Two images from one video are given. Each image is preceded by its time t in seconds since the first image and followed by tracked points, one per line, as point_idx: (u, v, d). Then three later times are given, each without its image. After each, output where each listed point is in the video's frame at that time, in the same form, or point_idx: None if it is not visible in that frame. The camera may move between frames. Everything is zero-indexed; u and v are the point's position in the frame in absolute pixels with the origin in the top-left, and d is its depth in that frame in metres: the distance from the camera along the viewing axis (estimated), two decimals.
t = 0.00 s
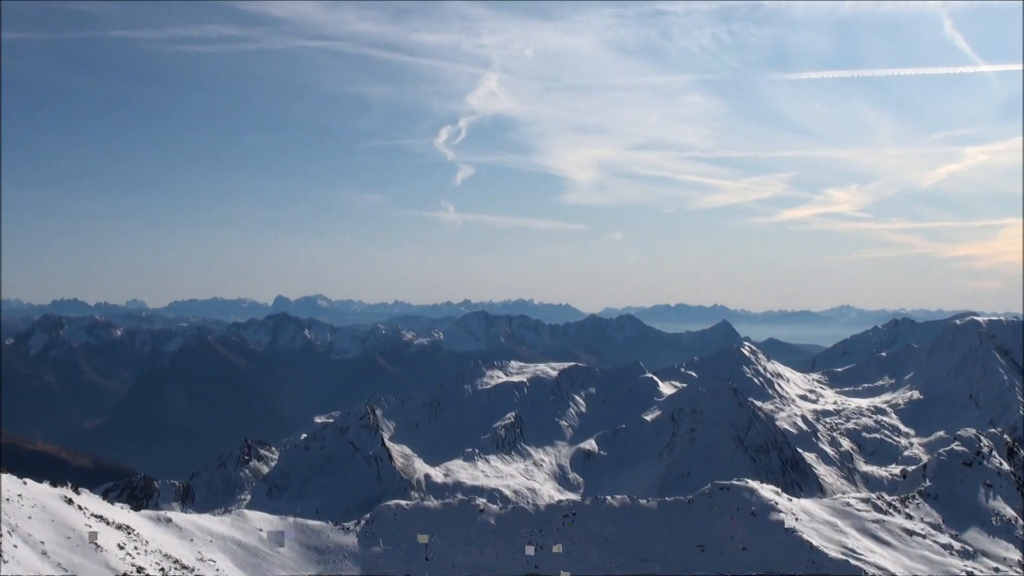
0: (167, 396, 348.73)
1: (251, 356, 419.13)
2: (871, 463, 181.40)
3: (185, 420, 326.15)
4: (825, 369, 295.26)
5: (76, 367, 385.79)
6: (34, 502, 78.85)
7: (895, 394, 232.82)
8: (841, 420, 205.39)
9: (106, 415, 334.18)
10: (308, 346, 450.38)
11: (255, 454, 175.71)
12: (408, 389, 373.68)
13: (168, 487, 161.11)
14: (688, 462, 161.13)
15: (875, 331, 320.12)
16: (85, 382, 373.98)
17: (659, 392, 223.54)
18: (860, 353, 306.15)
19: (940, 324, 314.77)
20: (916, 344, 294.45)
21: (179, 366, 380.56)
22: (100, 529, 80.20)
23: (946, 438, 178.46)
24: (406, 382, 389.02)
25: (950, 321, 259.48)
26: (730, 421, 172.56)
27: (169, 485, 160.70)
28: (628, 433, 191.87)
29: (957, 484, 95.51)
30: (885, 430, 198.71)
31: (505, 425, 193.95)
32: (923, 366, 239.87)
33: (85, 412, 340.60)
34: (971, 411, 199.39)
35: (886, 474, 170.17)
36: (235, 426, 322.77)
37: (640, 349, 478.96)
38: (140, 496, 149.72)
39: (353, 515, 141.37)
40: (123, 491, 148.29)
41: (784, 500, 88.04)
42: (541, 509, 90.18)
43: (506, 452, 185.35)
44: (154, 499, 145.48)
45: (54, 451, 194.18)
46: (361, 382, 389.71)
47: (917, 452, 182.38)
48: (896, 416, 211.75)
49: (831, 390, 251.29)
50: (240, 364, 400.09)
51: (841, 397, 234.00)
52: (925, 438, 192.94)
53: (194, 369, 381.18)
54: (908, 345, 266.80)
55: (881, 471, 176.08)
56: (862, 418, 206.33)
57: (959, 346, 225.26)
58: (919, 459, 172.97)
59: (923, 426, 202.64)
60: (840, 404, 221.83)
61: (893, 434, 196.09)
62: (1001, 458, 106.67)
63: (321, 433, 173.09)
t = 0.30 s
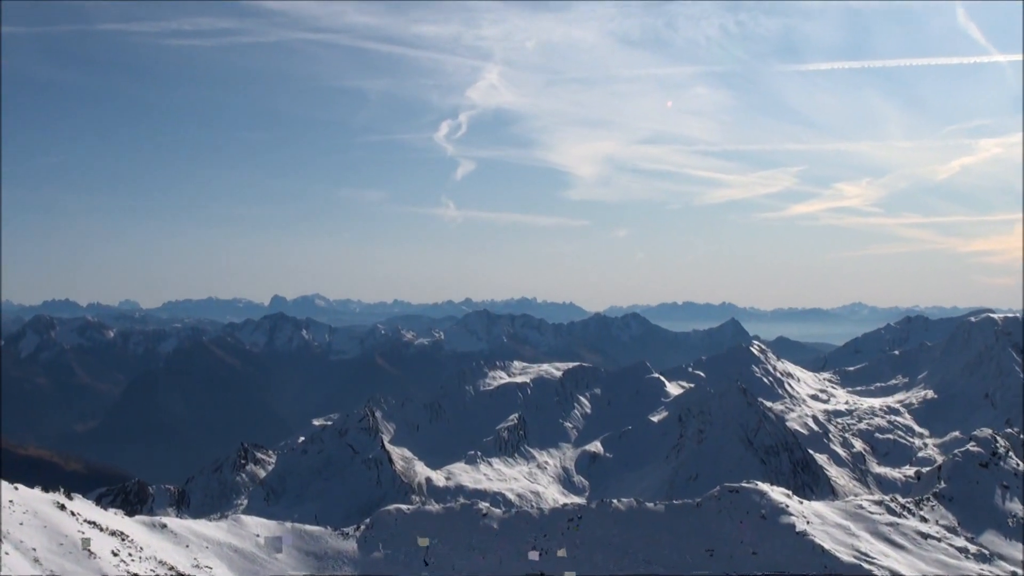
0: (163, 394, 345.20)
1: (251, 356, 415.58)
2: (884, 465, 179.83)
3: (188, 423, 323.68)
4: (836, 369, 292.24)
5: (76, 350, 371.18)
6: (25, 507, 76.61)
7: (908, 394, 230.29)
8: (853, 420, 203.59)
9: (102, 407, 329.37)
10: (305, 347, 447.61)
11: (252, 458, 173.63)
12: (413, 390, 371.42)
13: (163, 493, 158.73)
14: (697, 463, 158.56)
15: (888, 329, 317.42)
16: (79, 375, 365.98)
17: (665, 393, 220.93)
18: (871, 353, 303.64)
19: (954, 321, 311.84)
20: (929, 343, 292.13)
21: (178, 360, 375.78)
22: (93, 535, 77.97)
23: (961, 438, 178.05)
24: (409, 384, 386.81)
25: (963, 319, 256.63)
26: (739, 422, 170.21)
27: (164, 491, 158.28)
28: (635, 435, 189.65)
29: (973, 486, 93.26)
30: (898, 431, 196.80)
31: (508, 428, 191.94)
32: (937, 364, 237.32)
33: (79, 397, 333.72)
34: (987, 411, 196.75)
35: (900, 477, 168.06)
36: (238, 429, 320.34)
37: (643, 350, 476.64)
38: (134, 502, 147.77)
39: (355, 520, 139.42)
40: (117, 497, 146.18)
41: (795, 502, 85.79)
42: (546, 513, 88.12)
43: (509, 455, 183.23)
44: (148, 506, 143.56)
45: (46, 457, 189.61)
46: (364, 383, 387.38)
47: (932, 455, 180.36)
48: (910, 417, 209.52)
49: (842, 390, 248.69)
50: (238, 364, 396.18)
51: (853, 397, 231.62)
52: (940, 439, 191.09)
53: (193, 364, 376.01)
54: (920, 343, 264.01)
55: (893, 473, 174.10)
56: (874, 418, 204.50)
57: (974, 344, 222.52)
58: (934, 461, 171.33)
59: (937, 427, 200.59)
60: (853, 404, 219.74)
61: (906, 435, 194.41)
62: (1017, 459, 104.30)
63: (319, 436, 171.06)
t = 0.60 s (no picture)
0: (158, 397, 342.45)
1: (247, 359, 413.87)
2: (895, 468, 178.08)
3: (189, 424, 321.89)
4: (846, 368, 289.63)
5: (68, 360, 370.88)
6: (15, 511, 74.58)
7: (920, 394, 227.97)
8: (864, 421, 201.60)
9: (99, 412, 328.09)
10: (301, 348, 444.99)
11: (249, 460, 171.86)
12: (417, 391, 369.21)
13: (157, 495, 156.79)
14: (704, 466, 156.43)
15: (900, 327, 314.51)
16: (72, 378, 361.74)
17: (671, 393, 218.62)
18: (881, 352, 300.94)
19: (966, 320, 309.39)
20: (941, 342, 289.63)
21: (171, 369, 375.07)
22: (85, 541, 75.96)
23: (975, 440, 176.65)
24: (412, 385, 384.93)
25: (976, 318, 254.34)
26: (748, 423, 167.97)
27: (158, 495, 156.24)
28: (639, 437, 187.66)
29: (987, 488, 91.19)
30: (910, 432, 194.89)
31: (509, 430, 190.07)
32: (950, 363, 235.08)
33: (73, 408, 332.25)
34: (1001, 411, 194.40)
35: (911, 479, 166.08)
36: (240, 429, 318.50)
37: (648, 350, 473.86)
38: (128, 506, 145.99)
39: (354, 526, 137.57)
40: (110, 502, 144.41)
41: (804, 506, 83.78)
42: (549, 517, 86.19)
43: (511, 458, 181.36)
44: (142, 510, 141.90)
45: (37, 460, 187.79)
46: (367, 384, 385.31)
47: (945, 456, 178.34)
48: (923, 418, 207.50)
49: (852, 390, 246.42)
50: (234, 367, 394.00)
51: (863, 397, 229.45)
52: (953, 441, 189.22)
53: (189, 372, 374.85)
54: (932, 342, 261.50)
55: (905, 475, 172.05)
56: (885, 419, 202.53)
57: (987, 344, 220.00)
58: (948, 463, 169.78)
59: (950, 427, 198.57)
60: (863, 405, 217.74)
61: (918, 437, 192.63)
62: None
63: (317, 438, 169.16)
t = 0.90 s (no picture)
0: (157, 395, 337.24)
1: (243, 361, 409.89)
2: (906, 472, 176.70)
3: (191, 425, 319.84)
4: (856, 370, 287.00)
5: (65, 349, 361.19)
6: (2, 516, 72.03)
7: (932, 396, 225.87)
8: (875, 424, 199.90)
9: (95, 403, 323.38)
10: (296, 349, 441.64)
11: (243, 463, 169.63)
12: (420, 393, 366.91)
13: (149, 501, 154.67)
14: (711, 470, 154.31)
15: (911, 328, 312.43)
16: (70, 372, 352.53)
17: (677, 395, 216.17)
18: (892, 354, 298.94)
19: (980, 320, 306.58)
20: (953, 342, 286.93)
21: (165, 361, 369.66)
22: (74, 547, 73.54)
23: (989, 444, 175.48)
24: (414, 387, 382.68)
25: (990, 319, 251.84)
26: (754, 427, 165.86)
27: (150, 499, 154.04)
28: (643, 441, 185.45)
29: (1000, 494, 88.95)
30: (922, 436, 193.30)
31: (511, 433, 187.80)
32: (963, 364, 232.67)
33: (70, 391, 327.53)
34: (1014, 414, 192.28)
35: (922, 484, 164.71)
36: (242, 433, 316.61)
37: (651, 353, 471.80)
38: (118, 512, 143.99)
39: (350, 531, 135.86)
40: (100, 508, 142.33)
41: (813, 511, 81.51)
42: (551, 523, 84.01)
43: (512, 462, 179.33)
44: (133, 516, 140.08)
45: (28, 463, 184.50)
46: (369, 385, 383.09)
47: (958, 461, 178.56)
48: (934, 420, 206.02)
49: (862, 392, 244.15)
50: (229, 370, 388.73)
51: (873, 400, 227.43)
52: (967, 444, 187.57)
53: (189, 368, 370.82)
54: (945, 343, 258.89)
55: (916, 480, 170.83)
56: (896, 421, 200.97)
57: (1000, 345, 217.49)
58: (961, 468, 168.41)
59: (964, 430, 196.67)
60: (874, 407, 215.94)
61: (930, 440, 191.13)
62: None
63: (313, 442, 166.98)
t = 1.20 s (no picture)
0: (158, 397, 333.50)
1: (239, 362, 406.67)
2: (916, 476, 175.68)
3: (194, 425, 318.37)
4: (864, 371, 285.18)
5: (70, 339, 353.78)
6: None
7: (942, 398, 224.47)
8: (883, 427, 198.83)
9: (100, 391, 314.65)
10: (292, 350, 438.64)
11: (237, 467, 168.16)
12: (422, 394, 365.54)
13: (142, 506, 153.20)
14: (717, 473, 152.46)
15: (921, 328, 311.06)
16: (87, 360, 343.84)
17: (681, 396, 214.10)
18: (901, 356, 297.78)
19: (990, 320, 304.35)
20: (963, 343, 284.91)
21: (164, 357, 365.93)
22: (65, 552, 71.66)
23: (1000, 447, 174.52)
24: (417, 388, 381.04)
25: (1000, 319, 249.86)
26: (760, 429, 163.95)
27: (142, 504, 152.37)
28: (646, 444, 183.65)
29: (1013, 497, 87.04)
30: (932, 439, 192.22)
31: (511, 436, 186.05)
32: (972, 366, 230.86)
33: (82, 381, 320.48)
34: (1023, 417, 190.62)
35: (931, 489, 163.83)
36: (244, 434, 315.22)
37: (654, 354, 469.77)
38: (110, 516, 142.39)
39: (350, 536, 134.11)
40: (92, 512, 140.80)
41: (820, 515, 79.72)
42: (553, 528, 82.20)
43: (512, 465, 177.83)
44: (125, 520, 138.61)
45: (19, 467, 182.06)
46: (371, 387, 381.43)
47: (969, 463, 178.23)
48: (945, 422, 204.84)
49: (869, 393, 242.45)
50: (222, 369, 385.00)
51: (882, 402, 226.04)
52: (977, 448, 186.40)
53: (189, 366, 368.56)
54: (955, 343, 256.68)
55: (926, 483, 169.92)
56: (906, 424, 199.89)
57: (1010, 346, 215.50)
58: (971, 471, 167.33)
59: (974, 433, 195.24)
60: (883, 410, 214.69)
61: (940, 444, 190.09)
62: None
63: (309, 444, 165.42)
